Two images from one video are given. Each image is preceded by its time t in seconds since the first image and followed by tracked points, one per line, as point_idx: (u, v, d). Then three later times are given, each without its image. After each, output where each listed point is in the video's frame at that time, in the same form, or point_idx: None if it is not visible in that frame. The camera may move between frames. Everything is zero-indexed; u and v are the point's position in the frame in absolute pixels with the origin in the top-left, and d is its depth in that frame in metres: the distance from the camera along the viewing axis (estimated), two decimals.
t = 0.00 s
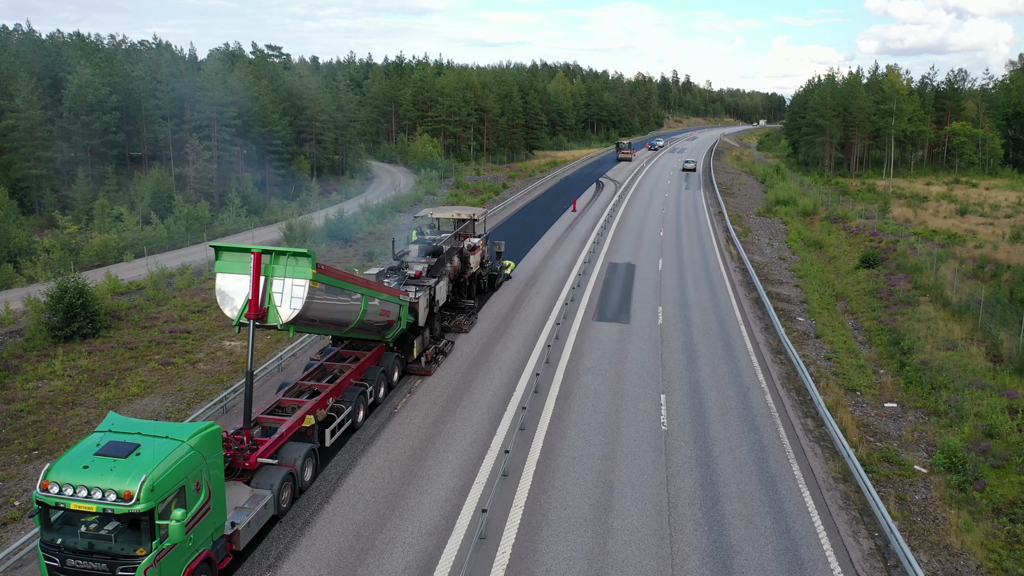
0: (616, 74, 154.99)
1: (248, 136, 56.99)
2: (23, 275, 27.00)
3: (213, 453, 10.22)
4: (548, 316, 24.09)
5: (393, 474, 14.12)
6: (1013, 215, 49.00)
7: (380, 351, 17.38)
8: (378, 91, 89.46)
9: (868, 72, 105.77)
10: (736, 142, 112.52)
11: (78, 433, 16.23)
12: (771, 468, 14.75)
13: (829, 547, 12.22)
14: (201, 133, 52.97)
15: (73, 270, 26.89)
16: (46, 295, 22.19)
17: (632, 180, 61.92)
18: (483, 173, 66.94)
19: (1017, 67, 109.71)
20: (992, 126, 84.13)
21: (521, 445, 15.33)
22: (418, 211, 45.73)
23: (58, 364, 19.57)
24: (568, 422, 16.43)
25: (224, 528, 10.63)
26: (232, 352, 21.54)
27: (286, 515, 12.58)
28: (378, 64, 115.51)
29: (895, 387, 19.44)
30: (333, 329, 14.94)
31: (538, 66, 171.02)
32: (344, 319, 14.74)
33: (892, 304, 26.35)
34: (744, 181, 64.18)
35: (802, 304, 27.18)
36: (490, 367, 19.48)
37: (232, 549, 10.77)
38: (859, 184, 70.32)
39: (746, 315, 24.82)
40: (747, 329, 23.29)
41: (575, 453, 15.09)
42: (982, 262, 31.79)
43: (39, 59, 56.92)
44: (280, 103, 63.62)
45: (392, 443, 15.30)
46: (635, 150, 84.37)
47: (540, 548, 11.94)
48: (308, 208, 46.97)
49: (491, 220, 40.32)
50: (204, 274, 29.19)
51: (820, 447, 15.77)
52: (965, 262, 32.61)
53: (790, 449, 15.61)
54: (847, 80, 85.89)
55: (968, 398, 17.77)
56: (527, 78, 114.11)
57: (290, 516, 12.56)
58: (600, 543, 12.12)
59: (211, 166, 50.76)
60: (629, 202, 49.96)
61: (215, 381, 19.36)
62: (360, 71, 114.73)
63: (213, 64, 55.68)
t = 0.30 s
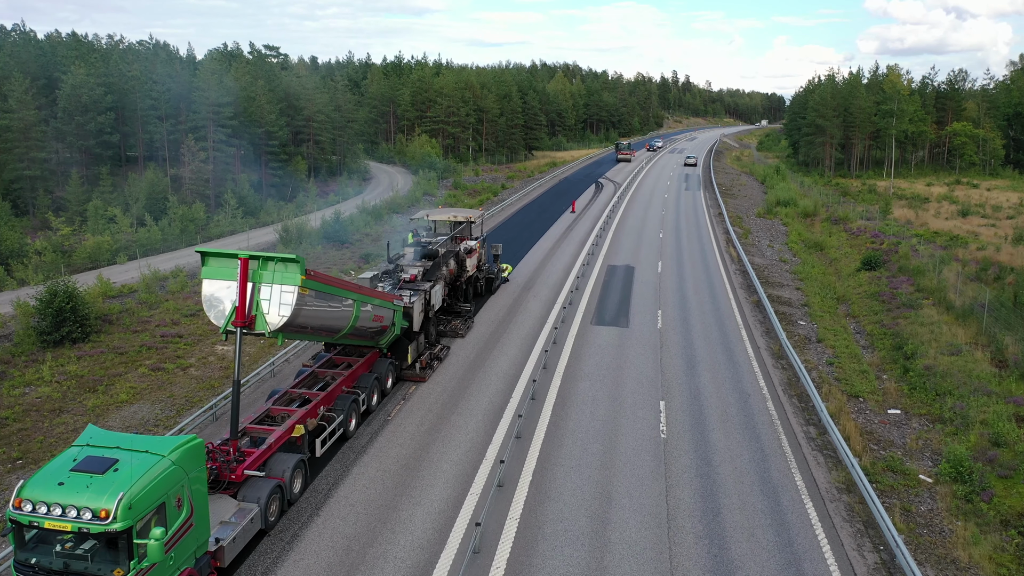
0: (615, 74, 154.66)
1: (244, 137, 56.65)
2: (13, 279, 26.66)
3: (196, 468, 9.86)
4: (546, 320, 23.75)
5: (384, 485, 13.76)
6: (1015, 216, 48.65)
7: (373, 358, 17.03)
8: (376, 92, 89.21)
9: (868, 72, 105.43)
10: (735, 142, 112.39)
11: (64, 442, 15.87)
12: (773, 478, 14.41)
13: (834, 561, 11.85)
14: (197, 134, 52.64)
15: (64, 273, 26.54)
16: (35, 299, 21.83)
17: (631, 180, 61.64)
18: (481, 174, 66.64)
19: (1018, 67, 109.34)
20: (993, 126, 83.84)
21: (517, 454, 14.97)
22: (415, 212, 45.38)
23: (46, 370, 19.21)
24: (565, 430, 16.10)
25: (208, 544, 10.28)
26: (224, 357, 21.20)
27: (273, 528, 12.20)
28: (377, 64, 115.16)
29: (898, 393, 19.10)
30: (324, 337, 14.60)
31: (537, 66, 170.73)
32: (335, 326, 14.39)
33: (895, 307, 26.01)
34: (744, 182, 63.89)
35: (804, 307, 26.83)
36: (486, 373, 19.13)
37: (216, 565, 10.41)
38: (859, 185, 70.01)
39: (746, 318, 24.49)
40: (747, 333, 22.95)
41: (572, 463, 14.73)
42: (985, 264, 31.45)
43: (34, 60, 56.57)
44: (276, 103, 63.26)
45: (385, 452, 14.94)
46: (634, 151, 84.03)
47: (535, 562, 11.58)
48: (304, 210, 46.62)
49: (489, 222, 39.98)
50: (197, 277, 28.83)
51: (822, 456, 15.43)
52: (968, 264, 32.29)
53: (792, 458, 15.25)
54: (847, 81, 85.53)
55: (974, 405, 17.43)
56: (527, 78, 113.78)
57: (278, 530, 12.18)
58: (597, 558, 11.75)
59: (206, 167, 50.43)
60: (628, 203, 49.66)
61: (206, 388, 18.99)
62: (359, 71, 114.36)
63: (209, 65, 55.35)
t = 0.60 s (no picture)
0: (615, 74, 154.28)
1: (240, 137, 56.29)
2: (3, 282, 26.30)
3: (176, 484, 9.50)
4: (543, 324, 23.40)
5: (377, 496, 13.40)
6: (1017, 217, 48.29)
7: (366, 364, 16.68)
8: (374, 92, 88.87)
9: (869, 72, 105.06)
10: (735, 142, 112.15)
11: (49, 451, 15.49)
12: (775, 489, 14.06)
13: None
14: (193, 134, 52.29)
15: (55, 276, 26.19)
16: (24, 303, 21.47)
17: (631, 181, 61.31)
18: (480, 175, 66.32)
19: (1018, 67, 109.00)
20: (994, 127, 83.51)
21: (512, 465, 14.60)
22: (413, 214, 45.04)
23: (34, 376, 18.84)
24: (562, 439, 15.74)
25: (190, 562, 9.90)
26: (216, 363, 20.83)
27: (260, 543, 11.81)
28: (376, 64, 114.77)
29: (902, 399, 18.75)
30: (315, 344, 14.25)
31: (537, 66, 170.47)
32: (327, 333, 14.05)
33: (898, 310, 25.65)
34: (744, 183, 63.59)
35: (805, 311, 26.47)
36: (482, 379, 18.77)
37: None
38: (860, 185, 69.68)
39: (747, 322, 24.13)
40: (748, 337, 22.60)
41: (569, 473, 14.38)
42: (989, 267, 31.11)
43: (29, 59, 56.17)
44: (273, 103, 62.91)
45: (378, 462, 14.58)
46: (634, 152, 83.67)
47: None
48: (300, 211, 46.26)
49: (487, 223, 39.63)
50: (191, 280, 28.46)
51: (825, 465, 15.08)
52: (971, 266, 31.94)
53: (794, 468, 14.89)
54: (848, 81, 85.18)
55: (981, 412, 17.08)
56: (526, 78, 113.42)
57: (265, 544, 11.79)
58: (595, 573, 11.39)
59: (202, 168, 50.07)
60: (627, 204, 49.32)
61: (196, 394, 18.62)
62: (357, 71, 113.99)
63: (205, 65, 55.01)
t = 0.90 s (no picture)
0: (615, 74, 153.85)
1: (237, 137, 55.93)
2: None
3: (155, 501, 9.14)
4: (541, 328, 23.05)
5: (368, 508, 13.03)
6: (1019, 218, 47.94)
7: (359, 371, 16.34)
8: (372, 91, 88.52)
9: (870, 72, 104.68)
10: (735, 143, 111.85)
11: (33, 460, 15.14)
12: (777, 500, 13.70)
13: None
14: (188, 135, 51.94)
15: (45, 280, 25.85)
16: (13, 308, 21.12)
17: (630, 181, 60.99)
18: (480, 175, 65.98)
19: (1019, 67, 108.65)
20: (995, 127, 83.22)
21: (508, 475, 14.24)
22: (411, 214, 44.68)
23: (21, 382, 18.49)
24: (559, 448, 15.38)
25: None
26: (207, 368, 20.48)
27: (246, 559, 11.44)
28: (374, 65, 114.38)
29: (906, 406, 18.41)
30: (306, 352, 13.91)
31: (536, 66, 170.06)
32: (317, 340, 13.70)
33: (901, 314, 25.30)
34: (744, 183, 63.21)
35: (807, 314, 26.13)
36: (478, 385, 18.42)
37: None
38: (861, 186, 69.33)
39: (748, 326, 23.79)
40: (749, 342, 22.26)
41: (566, 484, 14.02)
42: (992, 269, 30.77)
43: (24, 59, 55.78)
44: (270, 104, 62.54)
45: (370, 472, 14.23)
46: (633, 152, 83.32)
47: None
48: (297, 213, 45.90)
49: (485, 225, 39.29)
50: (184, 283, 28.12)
51: (829, 475, 14.73)
52: (974, 268, 31.60)
53: (797, 478, 14.53)
54: (849, 81, 84.82)
55: (987, 420, 16.73)
56: (525, 78, 113.02)
57: (252, 560, 11.42)
58: None
59: (198, 169, 49.74)
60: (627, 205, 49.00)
61: (187, 401, 18.27)
62: (356, 71, 113.60)
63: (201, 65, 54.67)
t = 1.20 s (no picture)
0: (614, 74, 153.43)
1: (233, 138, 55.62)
2: None
3: (132, 521, 8.78)
4: (539, 332, 22.71)
5: (360, 520, 12.68)
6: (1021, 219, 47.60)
7: (352, 378, 15.99)
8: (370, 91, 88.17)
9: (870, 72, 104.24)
10: (735, 143, 111.48)
11: (16, 470, 14.78)
12: (780, 511, 13.36)
13: None
14: (184, 136, 51.62)
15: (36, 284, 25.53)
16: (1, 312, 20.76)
17: (629, 182, 60.62)
18: (478, 176, 65.65)
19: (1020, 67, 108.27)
20: (996, 127, 82.93)
21: (503, 486, 13.88)
22: (409, 215, 44.30)
23: (8, 389, 18.13)
24: (556, 457, 15.05)
25: None
26: (199, 373, 20.11)
27: None
28: (373, 65, 113.98)
29: (910, 413, 18.06)
30: (297, 360, 13.55)
31: (536, 66, 169.64)
32: (307, 349, 13.35)
33: (903, 318, 24.97)
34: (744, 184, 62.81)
35: (808, 318, 25.79)
36: (474, 391, 18.07)
37: None
38: (862, 187, 68.93)
39: (748, 330, 23.46)
40: (749, 346, 21.93)
41: (563, 495, 13.67)
42: (995, 271, 30.46)
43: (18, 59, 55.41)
44: (267, 104, 62.20)
45: (362, 482, 13.87)
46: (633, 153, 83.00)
47: None
48: (293, 214, 45.54)
49: (483, 227, 38.96)
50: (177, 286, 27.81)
51: (832, 486, 14.35)
52: (977, 271, 31.28)
53: (800, 489, 14.17)
54: (849, 81, 84.44)
55: (993, 428, 16.39)
56: (524, 79, 112.67)
57: None
58: None
59: (193, 170, 49.41)
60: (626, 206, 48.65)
61: (176, 408, 17.90)
62: (355, 71, 113.14)
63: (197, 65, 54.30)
